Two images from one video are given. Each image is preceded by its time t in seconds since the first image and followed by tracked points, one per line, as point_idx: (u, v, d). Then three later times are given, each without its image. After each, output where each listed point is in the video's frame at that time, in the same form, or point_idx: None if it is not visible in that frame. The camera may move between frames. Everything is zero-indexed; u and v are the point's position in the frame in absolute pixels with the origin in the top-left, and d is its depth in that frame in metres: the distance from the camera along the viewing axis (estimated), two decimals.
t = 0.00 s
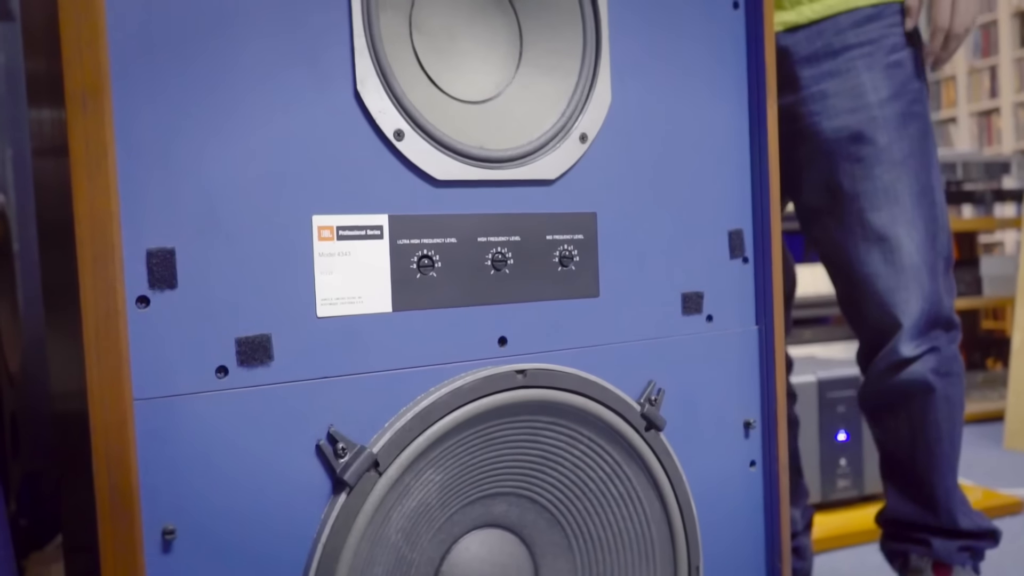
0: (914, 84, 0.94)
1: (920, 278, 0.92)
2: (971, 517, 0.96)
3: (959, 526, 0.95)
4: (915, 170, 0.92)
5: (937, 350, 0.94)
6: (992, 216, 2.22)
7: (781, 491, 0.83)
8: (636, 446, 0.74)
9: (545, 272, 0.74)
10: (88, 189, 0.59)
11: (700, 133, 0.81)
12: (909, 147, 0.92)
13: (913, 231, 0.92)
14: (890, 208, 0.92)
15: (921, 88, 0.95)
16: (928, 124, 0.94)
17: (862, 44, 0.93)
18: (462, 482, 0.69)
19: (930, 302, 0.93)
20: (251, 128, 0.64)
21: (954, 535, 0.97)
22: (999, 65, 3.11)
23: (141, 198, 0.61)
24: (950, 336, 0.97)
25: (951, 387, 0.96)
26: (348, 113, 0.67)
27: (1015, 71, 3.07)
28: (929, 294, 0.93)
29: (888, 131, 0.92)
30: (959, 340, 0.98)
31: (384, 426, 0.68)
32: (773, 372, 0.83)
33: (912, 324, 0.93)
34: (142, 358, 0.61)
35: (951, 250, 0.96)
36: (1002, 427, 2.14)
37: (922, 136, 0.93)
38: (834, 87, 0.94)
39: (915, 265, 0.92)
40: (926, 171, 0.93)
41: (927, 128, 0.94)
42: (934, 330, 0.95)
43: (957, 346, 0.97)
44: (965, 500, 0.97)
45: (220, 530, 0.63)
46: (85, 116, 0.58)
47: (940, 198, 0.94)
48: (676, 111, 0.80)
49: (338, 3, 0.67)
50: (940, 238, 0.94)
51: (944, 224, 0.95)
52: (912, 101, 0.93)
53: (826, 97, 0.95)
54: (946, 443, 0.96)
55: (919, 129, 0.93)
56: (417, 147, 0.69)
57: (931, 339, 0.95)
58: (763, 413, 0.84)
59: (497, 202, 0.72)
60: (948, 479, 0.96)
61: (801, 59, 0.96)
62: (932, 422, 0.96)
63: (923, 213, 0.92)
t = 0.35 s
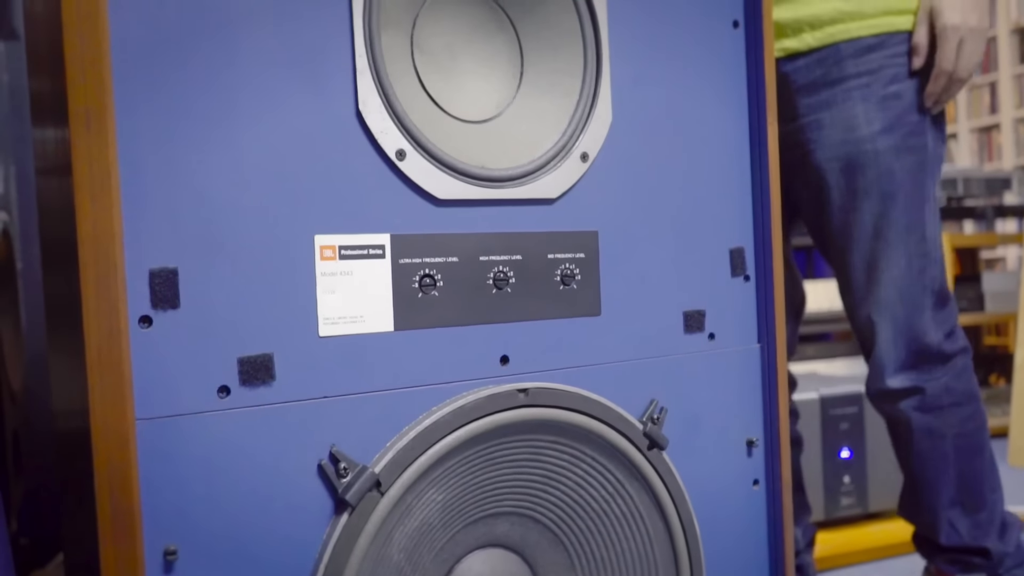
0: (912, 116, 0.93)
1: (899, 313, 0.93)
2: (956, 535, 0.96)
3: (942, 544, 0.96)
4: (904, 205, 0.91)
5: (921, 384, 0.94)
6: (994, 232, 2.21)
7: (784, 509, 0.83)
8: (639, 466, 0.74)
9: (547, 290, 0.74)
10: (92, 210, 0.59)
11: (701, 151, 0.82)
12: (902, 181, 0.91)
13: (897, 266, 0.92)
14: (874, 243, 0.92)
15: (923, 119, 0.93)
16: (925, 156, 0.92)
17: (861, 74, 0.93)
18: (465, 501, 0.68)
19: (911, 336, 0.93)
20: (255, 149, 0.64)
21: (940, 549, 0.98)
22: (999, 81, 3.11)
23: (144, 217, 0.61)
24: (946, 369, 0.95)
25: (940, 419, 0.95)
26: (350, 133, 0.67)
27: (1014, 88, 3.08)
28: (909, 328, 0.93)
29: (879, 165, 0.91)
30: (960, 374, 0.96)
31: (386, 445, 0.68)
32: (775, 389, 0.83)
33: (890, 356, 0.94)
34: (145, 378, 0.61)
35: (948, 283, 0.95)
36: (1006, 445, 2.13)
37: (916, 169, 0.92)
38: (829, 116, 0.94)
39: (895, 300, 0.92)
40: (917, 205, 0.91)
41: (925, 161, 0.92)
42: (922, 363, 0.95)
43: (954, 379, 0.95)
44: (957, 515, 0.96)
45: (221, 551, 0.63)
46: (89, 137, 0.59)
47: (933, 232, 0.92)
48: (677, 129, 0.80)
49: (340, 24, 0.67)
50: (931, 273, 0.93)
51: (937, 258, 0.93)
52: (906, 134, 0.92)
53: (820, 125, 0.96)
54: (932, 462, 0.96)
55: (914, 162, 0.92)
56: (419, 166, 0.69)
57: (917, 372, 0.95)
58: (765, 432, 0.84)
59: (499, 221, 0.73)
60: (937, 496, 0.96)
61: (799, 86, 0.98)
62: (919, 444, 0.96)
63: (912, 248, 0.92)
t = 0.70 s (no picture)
0: (940, 148, 0.94)
1: (913, 337, 0.99)
2: (960, 557, 1.03)
3: (945, 563, 1.03)
4: (922, 239, 0.95)
5: (939, 404, 1.00)
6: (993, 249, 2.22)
7: (787, 527, 0.83)
8: (642, 484, 0.74)
9: (549, 308, 0.74)
10: (95, 229, 0.59)
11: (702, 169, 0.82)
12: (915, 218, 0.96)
13: (911, 295, 0.98)
14: (890, 273, 0.98)
15: (958, 150, 0.94)
16: (956, 191, 0.94)
17: (886, 108, 0.95)
18: (467, 520, 0.68)
19: (925, 360, 1.00)
20: (258, 169, 0.65)
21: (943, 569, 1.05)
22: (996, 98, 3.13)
23: (148, 237, 0.61)
24: (972, 394, 1.00)
25: (959, 440, 1.01)
26: (353, 152, 0.68)
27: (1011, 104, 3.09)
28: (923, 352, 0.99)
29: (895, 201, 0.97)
30: (988, 400, 1.00)
31: (389, 464, 0.68)
32: (778, 407, 0.83)
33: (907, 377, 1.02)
34: (148, 397, 0.61)
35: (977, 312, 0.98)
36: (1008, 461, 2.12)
37: (942, 204, 0.94)
38: (854, 149, 0.98)
39: (909, 326, 0.99)
40: (938, 238, 0.95)
41: (953, 194, 0.94)
42: (942, 386, 1.00)
43: (978, 400, 1.00)
44: (966, 538, 1.03)
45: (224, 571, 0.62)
46: (93, 159, 0.59)
47: (955, 264, 0.95)
48: (678, 147, 0.81)
49: (345, 44, 0.68)
50: (949, 302, 0.97)
51: (958, 288, 0.97)
52: (931, 169, 0.94)
53: (846, 157, 1.00)
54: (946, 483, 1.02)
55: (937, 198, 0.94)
56: (421, 185, 0.69)
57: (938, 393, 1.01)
58: (768, 449, 0.84)
59: (501, 240, 0.73)
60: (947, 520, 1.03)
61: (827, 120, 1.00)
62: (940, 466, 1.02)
63: (931, 281, 0.96)
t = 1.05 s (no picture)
0: (912, 173, 0.99)
1: (897, 355, 1.02)
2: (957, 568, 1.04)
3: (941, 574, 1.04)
4: (901, 259, 1.00)
5: (931, 418, 1.03)
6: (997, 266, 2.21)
7: (792, 546, 0.82)
8: (645, 502, 0.74)
9: (551, 326, 0.74)
10: (100, 248, 0.59)
11: (704, 186, 0.82)
12: (894, 240, 1.00)
13: (892, 314, 1.02)
14: (872, 294, 1.02)
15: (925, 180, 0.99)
16: (927, 218, 0.99)
17: (863, 138, 1.00)
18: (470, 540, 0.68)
19: (912, 376, 1.02)
20: (261, 188, 0.65)
21: None
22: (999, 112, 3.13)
23: (151, 256, 0.61)
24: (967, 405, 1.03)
25: (955, 451, 1.03)
26: (356, 171, 0.68)
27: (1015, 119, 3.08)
28: (909, 369, 1.02)
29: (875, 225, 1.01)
30: (984, 410, 1.04)
31: (391, 483, 0.67)
32: (781, 425, 0.83)
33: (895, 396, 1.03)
34: (151, 417, 0.61)
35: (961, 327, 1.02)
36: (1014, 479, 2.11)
37: (917, 226, 0.99)
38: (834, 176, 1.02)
39: (894, 344, 1.02)
40: (914, 259, 1.00)
41: (921, 220, 0.99)
42: (937, 398, 1.02)
43: (967, 411, 1.03)
44: (963, 550, 1.05)
45: None
46: (97, 178, 0.59)
47: (930, 283, 1.00)
48: (680, 164, 0.81)
49: (347, 65, 0.68)
50: (928, 318, 1.01)
51: (936, 304, 1.01)
52: (903, 193, 0.99)
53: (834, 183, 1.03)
54: (942, 490, 1.03)
55: (909, 223, 0.99)
56: (424, 205, 0.69)
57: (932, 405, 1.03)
58: (772, 468, 0.84)
59: (504, 259, 0.73)
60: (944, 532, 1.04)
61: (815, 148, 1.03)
62: (936, 475, 1.03)
63: (909, 301, 1.01)
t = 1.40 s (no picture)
0: (881, 188, 0.94)
1: (866, 373, 0.97)
2: None
3: None
4: (868, 276, 0.95)
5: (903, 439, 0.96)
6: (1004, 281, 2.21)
7: (795, 565, 0.82)
8: (647, 521, 0.73)
9: (554, 344, 0.74)
10: (104, 268, 0.59)
11: (706, 204, 0.82)
12: (866, 258, 0.96)
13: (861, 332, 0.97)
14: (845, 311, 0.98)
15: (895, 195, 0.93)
16: (895, 234, 0.93)
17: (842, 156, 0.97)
18: (472, 559, 0.68)
19: (882, 395, 0.96)
20: (265, 207, 0.65)
21: None
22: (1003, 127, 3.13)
23: (154, 275, 0.61)
24: (934, 426, 0.95)
25: (931, 474, 0.96)
26: (359, 191, 0.68)
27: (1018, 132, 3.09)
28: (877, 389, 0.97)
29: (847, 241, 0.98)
30: (956, 432, 0.95)
31: (394, 501, 0.67)
32: (785, 443, 0.83)
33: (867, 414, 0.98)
34: (153, 436, 0.61)
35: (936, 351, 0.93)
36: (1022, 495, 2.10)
37: (884, 243, 0.94)
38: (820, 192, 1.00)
39: (862, 362, 0.97)
40: (880, 275, 0.94)
41: (892, 236, 0.93)
42: (906, 418, 0.96)
43: (944, 434, 0.95)
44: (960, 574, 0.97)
45: None
46: (101, 199, 0.60)
47: (900, 299, 0.93)
48: (681, 181, 0.81)
49: (351, 85, 0.68)
50: (898, 335, 0.94)
51: (907, 321, 0.93)
52: (869, 210, 0.95)
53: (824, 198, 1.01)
54: (924, 515, 0.96)
55: (880, 239, 0.94)
56: (427, 224, 0.70)
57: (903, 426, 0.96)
58: (775, 486, 0.83)
59: (506, 277, 0.73)
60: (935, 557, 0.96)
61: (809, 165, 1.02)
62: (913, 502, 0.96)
63: (877, 318, 0.95)
